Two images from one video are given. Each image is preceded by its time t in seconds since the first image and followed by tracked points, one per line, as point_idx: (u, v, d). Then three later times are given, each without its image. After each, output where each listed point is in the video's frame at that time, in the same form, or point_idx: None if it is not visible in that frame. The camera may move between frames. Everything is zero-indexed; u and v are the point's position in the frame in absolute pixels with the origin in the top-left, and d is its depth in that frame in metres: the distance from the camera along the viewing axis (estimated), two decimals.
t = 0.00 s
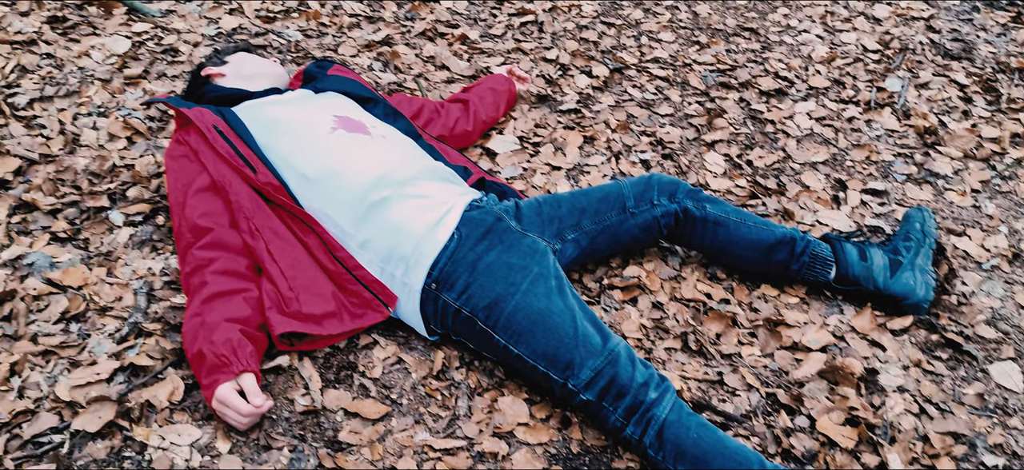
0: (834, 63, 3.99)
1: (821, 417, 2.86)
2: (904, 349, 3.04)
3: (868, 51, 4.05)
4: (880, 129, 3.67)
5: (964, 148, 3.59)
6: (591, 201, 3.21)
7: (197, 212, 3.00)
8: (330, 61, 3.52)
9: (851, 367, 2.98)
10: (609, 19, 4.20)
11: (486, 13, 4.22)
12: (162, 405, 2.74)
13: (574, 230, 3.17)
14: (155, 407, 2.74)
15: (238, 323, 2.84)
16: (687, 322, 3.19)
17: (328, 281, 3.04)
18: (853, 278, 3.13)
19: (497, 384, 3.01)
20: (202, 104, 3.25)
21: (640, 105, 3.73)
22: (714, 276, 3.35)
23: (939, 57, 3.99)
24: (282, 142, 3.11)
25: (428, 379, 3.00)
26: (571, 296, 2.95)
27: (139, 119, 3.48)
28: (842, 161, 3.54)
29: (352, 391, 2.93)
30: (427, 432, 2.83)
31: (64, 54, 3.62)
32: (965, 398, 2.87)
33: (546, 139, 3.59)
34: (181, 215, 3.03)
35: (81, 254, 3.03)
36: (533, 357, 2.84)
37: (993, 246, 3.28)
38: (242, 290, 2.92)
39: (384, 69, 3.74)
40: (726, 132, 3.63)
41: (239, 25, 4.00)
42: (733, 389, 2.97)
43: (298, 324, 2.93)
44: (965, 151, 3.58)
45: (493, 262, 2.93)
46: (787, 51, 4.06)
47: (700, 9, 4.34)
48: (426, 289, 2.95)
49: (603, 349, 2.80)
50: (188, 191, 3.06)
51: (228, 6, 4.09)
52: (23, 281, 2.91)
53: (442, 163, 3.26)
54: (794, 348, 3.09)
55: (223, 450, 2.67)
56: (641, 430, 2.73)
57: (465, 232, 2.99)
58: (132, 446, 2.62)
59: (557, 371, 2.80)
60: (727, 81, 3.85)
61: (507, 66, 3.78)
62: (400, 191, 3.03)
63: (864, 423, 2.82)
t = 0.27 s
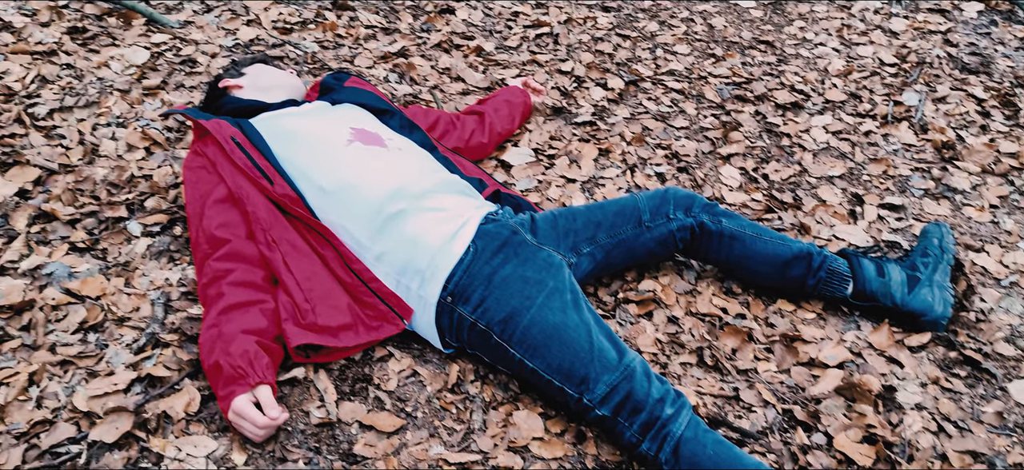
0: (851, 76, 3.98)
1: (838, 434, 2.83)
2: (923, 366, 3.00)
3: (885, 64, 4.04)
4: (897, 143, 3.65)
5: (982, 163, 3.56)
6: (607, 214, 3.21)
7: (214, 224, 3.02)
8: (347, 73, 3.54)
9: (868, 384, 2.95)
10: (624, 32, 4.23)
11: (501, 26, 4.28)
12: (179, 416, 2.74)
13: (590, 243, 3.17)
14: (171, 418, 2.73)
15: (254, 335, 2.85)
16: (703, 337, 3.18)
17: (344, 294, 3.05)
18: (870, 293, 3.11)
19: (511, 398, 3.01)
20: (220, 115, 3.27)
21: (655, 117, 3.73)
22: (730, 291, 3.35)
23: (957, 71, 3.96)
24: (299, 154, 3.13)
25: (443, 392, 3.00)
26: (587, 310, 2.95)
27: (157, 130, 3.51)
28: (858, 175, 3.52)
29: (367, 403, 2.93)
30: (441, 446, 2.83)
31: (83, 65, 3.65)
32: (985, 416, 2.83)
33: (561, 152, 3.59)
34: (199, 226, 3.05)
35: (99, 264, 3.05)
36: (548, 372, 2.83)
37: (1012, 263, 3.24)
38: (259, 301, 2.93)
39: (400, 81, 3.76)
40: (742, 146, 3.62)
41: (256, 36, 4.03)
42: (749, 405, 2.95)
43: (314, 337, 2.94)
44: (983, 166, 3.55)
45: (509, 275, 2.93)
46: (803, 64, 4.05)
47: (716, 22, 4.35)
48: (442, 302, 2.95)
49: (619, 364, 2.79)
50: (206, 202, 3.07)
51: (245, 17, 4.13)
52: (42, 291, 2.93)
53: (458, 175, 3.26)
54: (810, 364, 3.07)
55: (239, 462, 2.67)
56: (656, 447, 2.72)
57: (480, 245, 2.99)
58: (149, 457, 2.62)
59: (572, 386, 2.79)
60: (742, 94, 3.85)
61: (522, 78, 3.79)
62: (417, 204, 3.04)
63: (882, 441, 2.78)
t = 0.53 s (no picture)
0: (862, 85, 3.97)
1: (849, 445, 2.81)
2: (935, 377, 2.98)
3: (897, 73, 4.03)
4: (908, 152, 3.64)
5: (995, 172, 3.54)
6: (617, 223, 3.21)
7: (225, 230, 3.02)
8: (358, 81, 3.56)
9: (880, 395, 2.93)
10: (634, 39, 4.25)
11: (512, 33, 4.29)
12: (189, 423, 2.74)
13: (600, 252, 3.17)
14: (182, 425, 2.73)
15: (264, 342, 2.86)
16: (713, 347, 3.17)
17: (354, 302, 3.06)
18: (881, 303, 3.10)
19: (521, 407, 3.01)
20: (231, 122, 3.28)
21: (666, 125, 3.73)
22: (740, 301, 3.34)
23: (969, 80, 3.95)
24: (310, 162, 3.14)
25: (452, 400, 3.00)
26: (597, 319, 2.94)
27: (169, 136, 3.54)
28: (870, 185, 3.51)
29: (377, 411, 2.93)
30: (451, 455, 2.82)
31: (96, 71, 3.68)
32: (998, 429, 2.80)
33: (571, 160, 3.59)
34: (210, 233, 3.06)
35: (111, 271, 3.06)
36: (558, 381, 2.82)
37: None
38: (269, 309, 2.94)
39: (411, 88, 3.78)
40: (753, 154, 3.61)
41: (268, 43, 4.05)
42: (760, 415, 2.93)
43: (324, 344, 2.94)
44: (996, 175, 3.53)
45: (519, 284, 2.93)
46: (814, 73, 4.05)
47: (726, 30, 4.35)
48: (452, 311, 2.95)
49: (629, 374, 2.78)
50: (217, 209, 3.08)
51: (257, 24, 4.15)
52: (54, 297, 2.93)
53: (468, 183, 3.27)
54: (822, 375, 3.05)
55: None
56: (666, 457, 2.71)
57: (491, 253, 2.99)
58: (160, 463, 2.61)
59: (582, 395, 2.79)
60: (753, 102, 3.85)
61: (532, 86, 3.79)
62: (427, 212, 3.05)
63: (894, 452, 2.76)
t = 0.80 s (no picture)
0: (879, 97, 3.96)
1: (867, 462, 2.77)
2: (954, 394, 2.95)
3: (914, 85, 4.01)
4: (926, 166, 3.62)
5: (1015, 186, 3.50)
6: (633, 235, 3.21)
7: (243, 240, 3.03)
8: (375, 91, 3.57)
9: (898, 410, 2.90)
10: (649, 51, 4.26)
11: (527, 43, 4.33)
12: (205, 432, 2.74)
13: (616, 264, 3.16)
14: (198, 435, 2.73)
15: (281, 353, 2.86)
16: (729, 361, 3.16)
17: (370, 312, 3.06)
18: (899, 319, 3.07)
19: (536, 420, 3.00)
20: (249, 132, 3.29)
21: (681, 137, 3.73)
22: (756, 314, 3.33)
23: (987, 93, 3.92)
24: (327, 172, 3.15)
25: (467, 412, 2.99)
26: (613, 333, 2.94)
27: (187, 146, 3.57)
28: (887, 198, 3.49)
29: (392, 423, 2.92)
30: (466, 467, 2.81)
31: (116, 81, 3.72)
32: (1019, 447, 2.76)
33: (586, 171, 3.59)
34: (227, 243, 3.07)
35: (129, 279, 3.08)
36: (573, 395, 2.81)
37: None
38: (285, 319, 2.94)
39: (427, 98, 3.80)
40: (769, 167, 3.60)
41: (285, 53, 4.08)
42: (777, 430, 2.90)
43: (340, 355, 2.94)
44: (1015, 189, 3.49)
45: (535, 296, 2.93)
46: (830, 85, 4.05)
47: (743, 41, 4.36)
48: (467, 322, 2.95)
49: (645, 388, 2.77)
50: (235, 219, 3.10)
51: (275, 34, 4.18)
52: (72, 305, 2.95)
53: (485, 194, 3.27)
54: (839, 390, 3.03)
55: None
56: None
57: (507, 265, 2.99)
58: None
59: (597, 409, 2.77)
60: (769, 114, 3.85)
61: (548, 97, 3.80)
62: (444, 223, 3.05)
63: None
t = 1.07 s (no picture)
0: (891, 106, 3.94)
1: None
2: (966, 404, 2.92)
3: (926, 94, 3.99)
4: (938, 175, 3.60)
5: None
6: (644, 243, 3.20)
7: (254, 247, 3.04)
8: (385, 98, 3.59)
9: (910, 421, 2.87)
10: (660, 58, 4.27)
11: (538, 50, 4.35)
12: (216, 439, 2.73)
13: (626, 272, 3.16)
14: (208, 441, 2.72)
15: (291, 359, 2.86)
16: (740, 370, 3.15)
17: (380, 319, 3.06)
18: (911, 329, 3.06)
19: (546, 428, 2.99)
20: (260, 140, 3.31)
21: (692, 145, 3.73)
22: (767, 323, 3.32)
23: (1000, 101, 3.90)
24: (337, 179, 3.16)
25: (477, 420, 2.99)
26: (623, 341, 2.93)
27: (198, 152, 3.59)
28: (899, 207, 3.48)
29: (402, 430, 2.92)
30: None
31: (128, 87, 3.75)
32: None
33: (597, 179, 3.59)
34: (238, 249, 3.08)
35: (140, 285, 3.09)
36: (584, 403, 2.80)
37: None
38: (296, 325, 2.94)
39: (437, 105, 3.82)
40: (780, 175, 3.60)
41: (296, 60, 4.11)
42: (788, 440, 2.88)
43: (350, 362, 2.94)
44: None
45: (546, 304, 2.93)
46: (842, 93, 4.04)
47: (753, 49, 4.35)
48: (478, 330, 2.95)
49: (656, 397, 2.76)
50: (246, 225, 3.11)
51: (286, 40, 4.20)
52: (84, 311, 2.96)
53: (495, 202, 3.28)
54: (851, 400, 3.01)
55: None
56: None
57: (517, 273, 2.98)
58: None
59: (608, 418, 2.77)
60: (780, 122, 3.85)
61: (558, 104, 3.81)
62: (454, 231, 3.05)
63: None
